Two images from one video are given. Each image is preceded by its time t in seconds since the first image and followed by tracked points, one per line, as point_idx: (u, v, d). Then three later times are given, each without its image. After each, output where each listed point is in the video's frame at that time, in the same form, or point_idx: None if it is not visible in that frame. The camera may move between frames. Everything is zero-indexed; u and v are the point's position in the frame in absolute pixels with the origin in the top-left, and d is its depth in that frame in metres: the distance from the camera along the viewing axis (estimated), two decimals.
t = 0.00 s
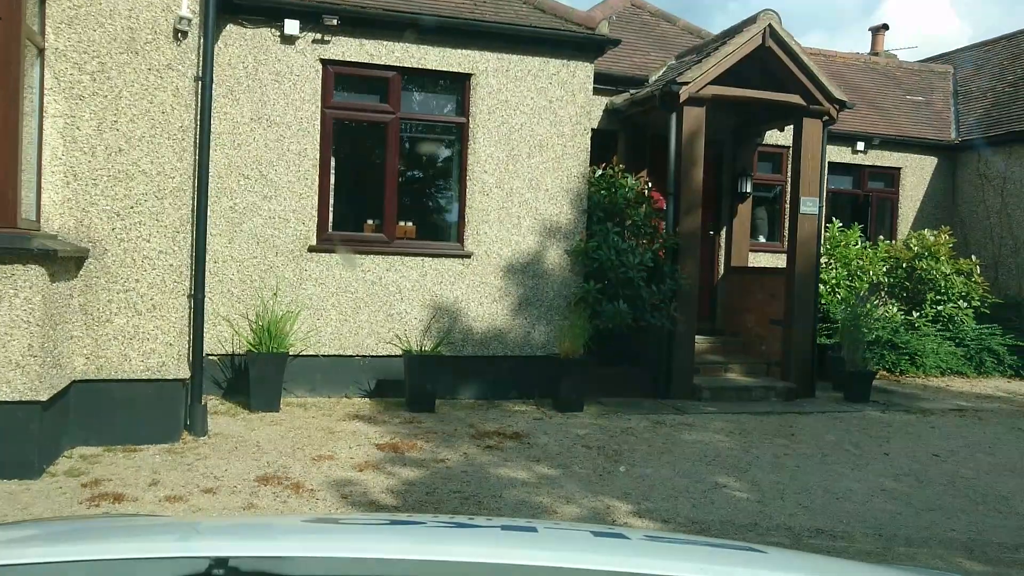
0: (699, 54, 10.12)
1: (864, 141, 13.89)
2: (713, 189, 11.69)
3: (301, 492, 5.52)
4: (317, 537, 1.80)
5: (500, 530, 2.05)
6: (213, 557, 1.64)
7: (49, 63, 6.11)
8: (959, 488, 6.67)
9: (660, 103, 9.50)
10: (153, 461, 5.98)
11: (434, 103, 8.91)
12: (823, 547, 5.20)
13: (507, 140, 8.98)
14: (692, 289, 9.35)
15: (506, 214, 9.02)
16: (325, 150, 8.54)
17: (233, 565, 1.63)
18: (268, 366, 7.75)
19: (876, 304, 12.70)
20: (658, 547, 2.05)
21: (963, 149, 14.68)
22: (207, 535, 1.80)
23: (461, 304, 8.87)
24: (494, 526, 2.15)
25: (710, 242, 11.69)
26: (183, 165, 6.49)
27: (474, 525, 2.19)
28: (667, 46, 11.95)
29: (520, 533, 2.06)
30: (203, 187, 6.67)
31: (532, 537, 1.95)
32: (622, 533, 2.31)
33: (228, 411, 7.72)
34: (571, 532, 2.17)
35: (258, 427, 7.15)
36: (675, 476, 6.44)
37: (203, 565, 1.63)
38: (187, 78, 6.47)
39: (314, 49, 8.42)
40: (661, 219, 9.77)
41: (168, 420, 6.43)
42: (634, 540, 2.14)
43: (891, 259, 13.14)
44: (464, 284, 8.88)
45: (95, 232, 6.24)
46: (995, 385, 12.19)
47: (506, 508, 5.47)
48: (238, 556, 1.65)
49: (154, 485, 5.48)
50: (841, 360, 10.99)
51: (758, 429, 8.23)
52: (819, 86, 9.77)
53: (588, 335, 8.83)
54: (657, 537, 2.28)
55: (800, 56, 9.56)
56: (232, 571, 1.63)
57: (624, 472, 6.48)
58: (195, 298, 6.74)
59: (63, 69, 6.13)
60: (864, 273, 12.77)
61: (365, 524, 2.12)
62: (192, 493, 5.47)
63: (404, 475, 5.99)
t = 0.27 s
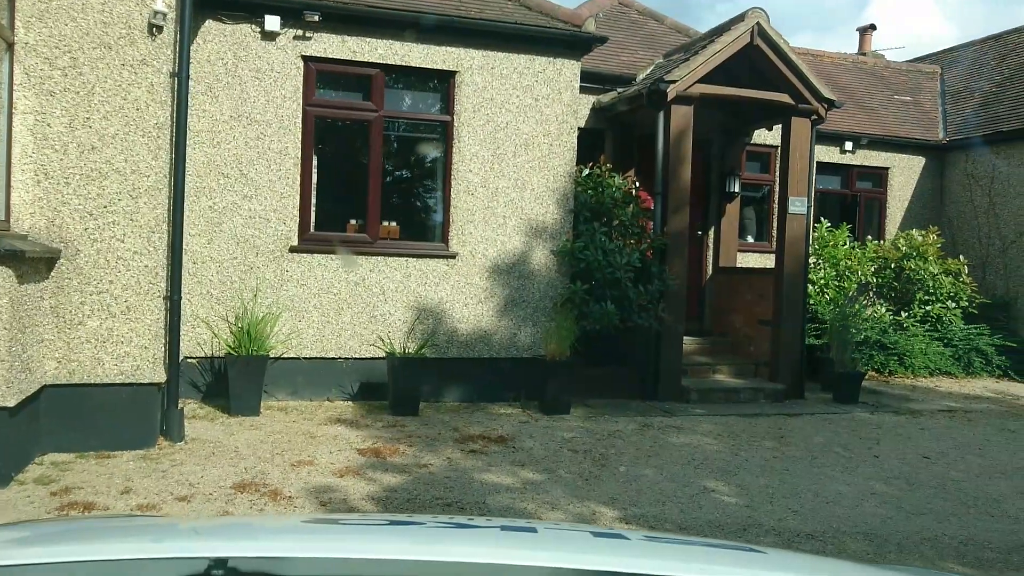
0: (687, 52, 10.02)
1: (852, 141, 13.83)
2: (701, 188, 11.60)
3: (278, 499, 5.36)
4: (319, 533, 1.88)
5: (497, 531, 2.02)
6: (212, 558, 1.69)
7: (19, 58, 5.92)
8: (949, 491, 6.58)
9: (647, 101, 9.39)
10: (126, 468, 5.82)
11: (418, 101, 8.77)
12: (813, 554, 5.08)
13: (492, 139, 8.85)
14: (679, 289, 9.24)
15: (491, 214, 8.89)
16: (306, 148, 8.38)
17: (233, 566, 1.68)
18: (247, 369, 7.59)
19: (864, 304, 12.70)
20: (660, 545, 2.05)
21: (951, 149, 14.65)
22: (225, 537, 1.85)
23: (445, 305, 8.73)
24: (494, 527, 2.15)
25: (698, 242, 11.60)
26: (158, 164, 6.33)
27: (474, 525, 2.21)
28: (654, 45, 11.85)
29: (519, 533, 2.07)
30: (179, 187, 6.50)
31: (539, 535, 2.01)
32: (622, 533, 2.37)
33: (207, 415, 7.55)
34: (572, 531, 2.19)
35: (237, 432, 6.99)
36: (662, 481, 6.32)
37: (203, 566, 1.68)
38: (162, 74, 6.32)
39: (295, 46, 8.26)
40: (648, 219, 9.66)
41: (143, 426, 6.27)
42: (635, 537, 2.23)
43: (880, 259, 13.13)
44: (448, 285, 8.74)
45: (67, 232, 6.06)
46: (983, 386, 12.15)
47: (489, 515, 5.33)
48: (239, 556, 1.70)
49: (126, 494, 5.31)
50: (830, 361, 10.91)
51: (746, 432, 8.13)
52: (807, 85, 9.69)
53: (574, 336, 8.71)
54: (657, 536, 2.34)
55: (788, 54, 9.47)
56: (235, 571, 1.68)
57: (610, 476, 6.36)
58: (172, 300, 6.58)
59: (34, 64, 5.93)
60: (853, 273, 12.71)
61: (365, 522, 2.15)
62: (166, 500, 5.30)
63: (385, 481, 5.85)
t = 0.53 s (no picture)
0: (674, 51, 9.92)
1: (840, 141, 13.78)
2: (689, 189, 11.51)
3: (255, 507, 5.21)
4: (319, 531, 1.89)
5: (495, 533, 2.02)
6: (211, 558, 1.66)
7: None
8: (940, 494, 6.50)
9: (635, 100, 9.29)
10: (99, 475, 5.66)
11: (402, 99, 8.63)
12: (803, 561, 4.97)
13: (478, 138, 8.72)
14: (667, 290, 9.15)
15: (477, 214, 8.76)
16: (288, 147, 8.23)
17: (232, 567, 1.65)
18: (227, 372, 7.45)
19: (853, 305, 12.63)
20: (661, 545, 2.01)
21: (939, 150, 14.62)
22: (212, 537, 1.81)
23: (430, 307, 8.59)
24: (488, 528, 2.12)
25: (687, 243, 11.52)
26: (133, 162, 6.17)
27: (475, 524, 2.18)
28: (642, 44, 11.75)
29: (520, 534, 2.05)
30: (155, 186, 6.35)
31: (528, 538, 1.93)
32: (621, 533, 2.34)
33: (185, 419, 7.40)
34: (571, 531, 2.17)
35: (216, 437, 6.84)
36: (650, 485, 6.20)
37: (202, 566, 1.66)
38: (136, 70, 6.15)
39: (276, 43, 8.10)
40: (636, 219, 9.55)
41: (117, 432, 6.10)
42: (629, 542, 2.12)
43: (868, 259, 13.09)
44: (433, 286, 8.61)
45: (38, 232, 5.89)
46: (972, 386, 12.11)
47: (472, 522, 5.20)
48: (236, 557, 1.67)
49: (98, 502, 5.15)
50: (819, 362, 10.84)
51: (735, 434, 8.03)
52: (796, 84, 9.60)
53: (561, 339, 8.60)
54: (654, 536, 2.30)
55: (777, 53, 9.39)
56: (230, 572, 1.65)
57: (597, 481, 6.24)
58: (147, 302, 6.41)
59: (4, 60, 5.78)
60: (842, 273, 12.65)
61: (370, 521, 2.11)
62: (139, 510, 5.15)
63: (366, 488, 5.71)
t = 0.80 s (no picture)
0: (661, 50, 9.84)
1: (828, 142, 13.74)
2: (676, 189, 11.42)
3: (231, 515, 5.07)
4: (323, 531, 1.94)
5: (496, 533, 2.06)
6: (209, 559, 1.67)
7: None
8: (929, 498, 6.44)
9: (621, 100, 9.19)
10: (71, 483, 5.49)
11: (385, 98, 8.50)
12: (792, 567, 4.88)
13: (463, 138, 8.60)
14: (654, 291, 9.06)
15: (461, 214, 8.63)
16: (269, 146, 8.08)
17: (230, 567, 1.66)
18: (205, 375, 7.30)
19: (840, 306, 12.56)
20: (658, 545, 2.05)
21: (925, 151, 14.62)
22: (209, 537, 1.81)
23: (414, 308, 8.46)
24: (488, 528, 2.19)
25: (674, 244, 11.43)
26: (107, 161, 6.01)
27: (471, 526, 2.24)
28: (629, 43, 11.66)
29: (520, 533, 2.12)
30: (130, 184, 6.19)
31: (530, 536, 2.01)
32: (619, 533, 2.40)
33: (162, 424, 7.23)
34: (569, 532, 2.22)
35: (193, 442, 6.68)
36: (636, 491, 6.10)
37: (199, 566, 1.66)
38: (110, 66, 6.00)
39: (257, 40, 7.96)
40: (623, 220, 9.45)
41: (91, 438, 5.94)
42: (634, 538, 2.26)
43: (855, 261, 13.04)
44: (417, 288, 8.47)
45: (8, 233, 5.73)
46: (958, 388, 12.10)
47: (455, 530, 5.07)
48: (236, 556, 1.69)
49: (67, 511, 4.99)
50: (807, 364, 10.78)
51: (723, 437, 7.95)
52: (783, 84, 9.53)
53: (547, 341, 8.49)
54: (654, 535, 2.38)
55: (765, 52, 9.31)
56: (228, 571, 1.66)
57: (582, 486, 6.13)
58: (122, 305, 6.25)
59: None
60: (829, 275, 12.59)
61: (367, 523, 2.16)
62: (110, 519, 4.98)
63: (346, 494, 5.57)
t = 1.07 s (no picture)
0: (648, 48, 9.74)
1: (815, 141, 13.69)
2: (663, 188, 11.33)
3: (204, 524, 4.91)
4: (321, 528, 2.00)
5: (497, 530, 2.12)
6: (208, 557, 1.69)
7: None
8: (918, 501, 6.36)
9: (607, 97, 9.08)
10: (39, 490, 5.31)
11: (367, 95, 8.34)
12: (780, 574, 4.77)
13: (446, 136, 8.47)
14: (640, 292, 8.96)
15: (445, 214, 8.50)
16: (248, 144, 7.92)
17: (228, 565, 1.68)
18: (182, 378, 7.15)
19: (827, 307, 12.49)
20: (656, 544, 2.09)
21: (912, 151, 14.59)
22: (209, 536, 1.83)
23: (398, 309, 8.31)
24: (489, 526, 2.25)
25: (661, 243, 11.34)
26: (77, 159, 5.85)
27: (470, 525, 2.25)
28: (615, 41, 11.55)
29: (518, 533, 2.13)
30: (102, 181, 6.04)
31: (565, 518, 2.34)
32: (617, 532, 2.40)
33: (138, 428, 7.06)
34: (570, 531, 2.24)
35: (169, 447, 6.51)
36: (622, 495, 5.99)
37: (198, 566, 1.68)
38: (80, 61, 5.84)
39: (235, 35, 7.79)
40: (609, 219, 9.34)
41: (61, 443, 5.76)
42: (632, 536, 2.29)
43: (842, 261, 12.99)
44: (400, 288, 8.32)
45: None
46: (946, 388, 12.07)
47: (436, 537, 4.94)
48: (234, 555, 1.70)
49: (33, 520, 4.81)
50: (795, 365, 10.70)
51: (710, 440, 7.86)
52: (770, 82, 9.45)
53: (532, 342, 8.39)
54: (652, 536, 2.38)
55: (751, 50, 9.22)
56: (227, 571, 1.68)
57: (567, 491, 6.01)
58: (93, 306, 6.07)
59: None
60: (817, 275, 12.53)
61: (362, 523, 2.16)
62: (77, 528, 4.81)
63: (324, 501, 5.43)
